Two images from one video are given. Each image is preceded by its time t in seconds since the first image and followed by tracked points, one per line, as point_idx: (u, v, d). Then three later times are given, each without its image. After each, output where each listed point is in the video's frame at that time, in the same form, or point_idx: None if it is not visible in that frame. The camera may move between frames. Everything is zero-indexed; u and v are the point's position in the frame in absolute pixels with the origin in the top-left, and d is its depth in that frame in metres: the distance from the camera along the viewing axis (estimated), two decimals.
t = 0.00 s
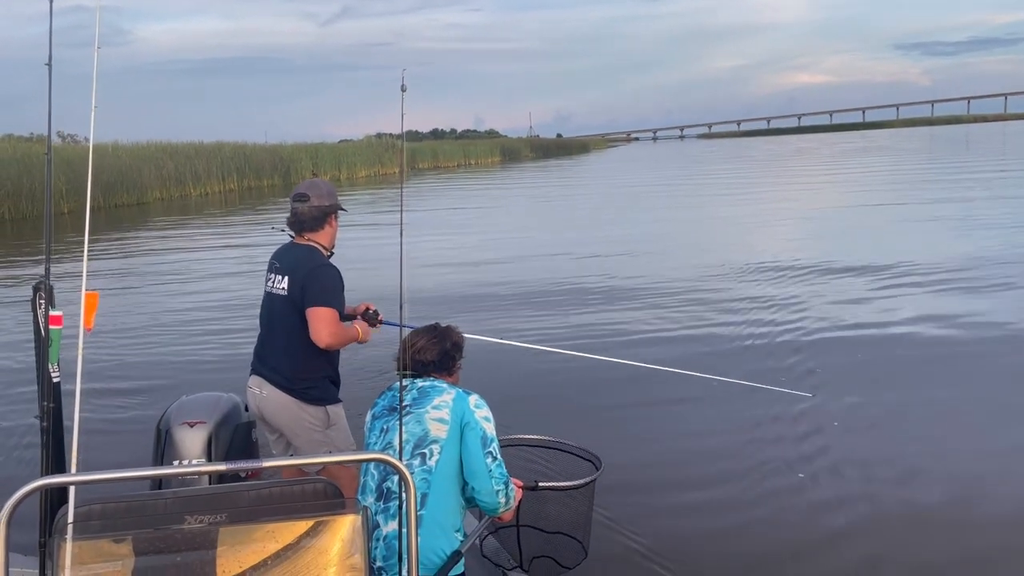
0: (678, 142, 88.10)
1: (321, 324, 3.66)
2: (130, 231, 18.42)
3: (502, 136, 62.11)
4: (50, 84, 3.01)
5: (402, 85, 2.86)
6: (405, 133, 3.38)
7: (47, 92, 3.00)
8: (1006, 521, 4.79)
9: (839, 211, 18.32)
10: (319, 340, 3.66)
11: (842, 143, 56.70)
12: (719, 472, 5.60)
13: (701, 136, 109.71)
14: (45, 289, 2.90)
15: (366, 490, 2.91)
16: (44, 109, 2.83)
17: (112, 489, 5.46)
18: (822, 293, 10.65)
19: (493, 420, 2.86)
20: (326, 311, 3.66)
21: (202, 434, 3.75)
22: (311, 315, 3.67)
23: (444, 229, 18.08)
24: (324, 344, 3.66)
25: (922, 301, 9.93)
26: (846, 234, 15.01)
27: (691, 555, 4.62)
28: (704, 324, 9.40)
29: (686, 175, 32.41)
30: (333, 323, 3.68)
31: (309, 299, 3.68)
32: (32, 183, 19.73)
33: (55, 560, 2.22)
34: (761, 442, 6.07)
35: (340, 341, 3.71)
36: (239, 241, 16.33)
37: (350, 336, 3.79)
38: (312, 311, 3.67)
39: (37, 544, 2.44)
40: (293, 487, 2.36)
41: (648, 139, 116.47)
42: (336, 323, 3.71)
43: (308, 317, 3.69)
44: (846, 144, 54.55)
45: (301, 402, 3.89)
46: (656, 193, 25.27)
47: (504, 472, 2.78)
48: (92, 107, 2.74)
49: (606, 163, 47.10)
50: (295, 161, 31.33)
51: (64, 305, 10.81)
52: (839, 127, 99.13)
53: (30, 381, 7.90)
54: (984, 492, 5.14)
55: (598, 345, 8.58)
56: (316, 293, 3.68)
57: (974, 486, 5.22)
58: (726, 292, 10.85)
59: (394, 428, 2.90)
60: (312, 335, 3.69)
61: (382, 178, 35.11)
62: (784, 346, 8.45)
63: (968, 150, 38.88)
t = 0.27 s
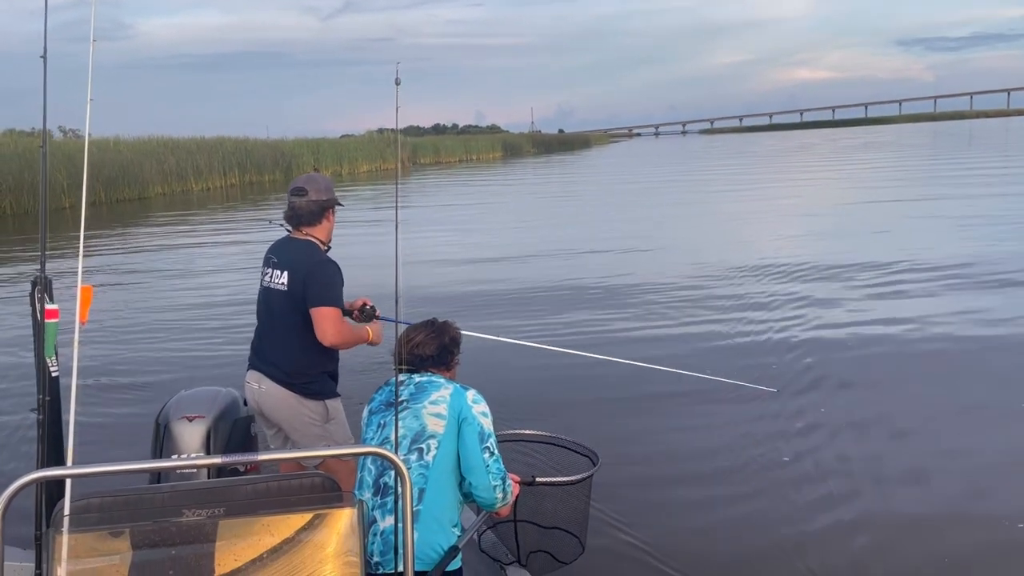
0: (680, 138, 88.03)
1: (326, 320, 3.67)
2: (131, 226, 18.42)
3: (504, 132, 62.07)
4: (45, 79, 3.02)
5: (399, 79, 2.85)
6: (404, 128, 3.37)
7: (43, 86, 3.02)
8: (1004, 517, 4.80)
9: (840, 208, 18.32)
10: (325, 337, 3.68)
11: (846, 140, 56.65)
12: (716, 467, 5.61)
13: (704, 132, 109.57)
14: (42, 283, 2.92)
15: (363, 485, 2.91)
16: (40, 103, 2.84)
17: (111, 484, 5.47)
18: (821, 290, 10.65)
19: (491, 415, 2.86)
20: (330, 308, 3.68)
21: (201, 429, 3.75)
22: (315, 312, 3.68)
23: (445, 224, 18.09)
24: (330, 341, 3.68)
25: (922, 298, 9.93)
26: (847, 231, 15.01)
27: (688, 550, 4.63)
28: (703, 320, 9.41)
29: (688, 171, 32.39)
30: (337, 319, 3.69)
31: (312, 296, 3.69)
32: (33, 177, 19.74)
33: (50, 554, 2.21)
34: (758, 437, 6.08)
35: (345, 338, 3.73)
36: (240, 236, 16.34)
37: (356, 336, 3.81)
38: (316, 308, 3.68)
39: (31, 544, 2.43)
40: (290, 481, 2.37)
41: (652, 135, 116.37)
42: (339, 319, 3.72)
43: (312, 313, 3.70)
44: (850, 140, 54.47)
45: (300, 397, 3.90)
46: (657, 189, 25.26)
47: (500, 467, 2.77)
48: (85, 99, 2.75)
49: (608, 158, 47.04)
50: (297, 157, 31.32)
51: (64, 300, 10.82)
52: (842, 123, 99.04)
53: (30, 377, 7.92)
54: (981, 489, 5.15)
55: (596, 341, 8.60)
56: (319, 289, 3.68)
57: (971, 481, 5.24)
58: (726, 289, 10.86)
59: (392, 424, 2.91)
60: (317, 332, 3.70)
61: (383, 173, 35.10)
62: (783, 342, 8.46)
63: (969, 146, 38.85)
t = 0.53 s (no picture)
0: (681, 134, 87.94)
1: (329, 317, 3.68)
2: (129, 221, 18.40)
3: (504, 128, 61.99)
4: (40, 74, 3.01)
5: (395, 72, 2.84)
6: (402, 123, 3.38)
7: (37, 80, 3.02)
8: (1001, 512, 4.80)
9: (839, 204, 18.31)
10: (330, 333, 3.68)
11: (848, 136, 56.59)
12: (713, 462, 5.62)
13: (705, 128, 109.48)
14: (37, 278, 2.89)
15: (360, 480, 2.90)
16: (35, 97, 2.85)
17: (108, 479, 5.47)
18: (820, 286, 10.65)
19: (488, 411, 2.85)
20: (333, 305, 3.68)
21: (199, 424, 3.75)
22: (318, 308, 3.68)
23: (443, 220, 18.08)
24: (335, 338, 3.68)
25: (922, 295, 9.93)
26: (846, 228, 15.00)
27: (685, 545, 4.63)
28: (702, 316, 9.41)
29: (688, 167, 32.36)
30: (340, 315, 3.70)
31: (314, 292, 3.69)
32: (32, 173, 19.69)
33: (46, 547, 2.22)
34: (755, 433, 6.08)
35: (349, 334, 3.74)
36: (238, 231, 16.32)
37: (358, 332, 3.82)
38: (319, 304, 3.68)
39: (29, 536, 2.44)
40: (288, 476, 2.36)
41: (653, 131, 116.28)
42: (342, 315, 3.73)
43: (315, 310, 3.70)
44: (852, 136, 54.41)
45: (300, 392, 3.90)
46: (656, 184, 25.23)
47: (497, 463, 2.76)
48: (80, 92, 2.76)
49: (608, 154, 46.98)
50: (296, 152, 31.27)
51: (62, 295, 10.82)
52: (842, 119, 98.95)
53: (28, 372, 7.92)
54: (978, 484, 5.15)
55: (595, 337, 8.60)
56: (321, 285, 3.68)
57: (967, 476, 5.25)
58: (724, 285, 10.86)
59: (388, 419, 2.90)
60: (321, 329, 3.71)
61: (382, 169, 35.07)
62: (781, 338, 8.46)
63: (969, 143, 38.85)
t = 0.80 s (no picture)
0: (679, 130, 87.92)
1: (329, 314, 3.69)
2: (127, 216, 18.40)
3: (502, 124, 61.94)
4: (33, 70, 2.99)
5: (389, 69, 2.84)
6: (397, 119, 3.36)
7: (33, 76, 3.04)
8: (996, 509, 4.82)
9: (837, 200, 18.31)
10: (330, 331, 3.69)
11: (847, 131, 56.60)
12: (709, 459, 5.63)
13: (703, 124, 109.51)
14: (33, 274, 2.89)
15: (355, 477, 2.90)
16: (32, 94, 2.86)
17: (103, 474, 5.48)
18: (817, 281, 10.65)
19: (483, 406, 2.85)
20: (333, 302, 3.69)
21: (195, 422, 3.75)
22: (318, 306, 3.68)
23: (440, 215, 18.09)
24: (335, 335, 3.70)
25: (919, 290, 9.93)
26: (844, 224, 15.00)
27: (681, 541, 4.65)
28: (699, 312, 9.41)
29: (685, 163, 32.39)
30: (340, 313, 3.71)
31: (314, 290, 3.69)
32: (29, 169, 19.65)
33: (41, 544, 2.20)
34: (751, 429, 6.10)
35: (348, 330, 3.76)
36: (235, 227, 16.32)
37: (353, 329, 3.84)
38: (318, 302, 3.69)
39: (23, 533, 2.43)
40: (285, 473, 2.37)
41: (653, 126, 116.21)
42: (341, 312, 3.74)
43: (315, 308, 3.70)
44: (851, 132, 54.41)
45: (298, 389, 3.90)
46: (654, 180, 25.25)
47: (494, 459, 2.76)
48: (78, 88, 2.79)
49: (606, 149, 47.00)
50: (295, 147, 31.24)
51: (59, 291, 10.83)
52: (841, 115, 98.92)
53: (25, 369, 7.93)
54: (975, 480, 5.17)
55: (592, 333, 8.60)
56: (320, 283, 3.69)
57: (962, 473, 5.26)
58: (722, 281, 10.86)
59: (384, 416, 2.90)
60: (321, 327, 3.72)
61: (381, 164, 35.04)
62: (777, 334, 8.48)
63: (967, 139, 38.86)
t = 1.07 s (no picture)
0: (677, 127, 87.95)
1: (324, 311, 3.68)
2: (124, 213, 18.39)
3: (500, 121, 61.93)
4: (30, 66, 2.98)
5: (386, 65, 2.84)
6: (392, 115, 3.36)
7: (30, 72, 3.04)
8: (992, 506, 4.83)
9: (834, 197, 18.33)
10: (324, 327, 3.68)
11: (846, 129, 56.65)
12: (706, 455, 5.64)
13: (701, 121, 109.53)
14: (29, 271, 2.89)
15: (352, 474, 2.89)
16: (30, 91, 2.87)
17: (100, 471, 5.48)
18: (813, 278, 10.66)
19: (480, 404, 2.85)
20: (328, 299, 3.68)
21: (192, 419, 3.74)
22: (313, 303, 3.68)
23: (438, 212, 18.10)
24: (329, 331, 3.69)
25: (916, 287, 9.94)
26: (841, 221, 15.01)
27: (677, 538, 4.65)
28: (696, 309, 9.42)
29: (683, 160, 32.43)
30: (335, 309, 3.70)
31: (309, 287, 3.68)
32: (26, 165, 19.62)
33: (37, 540, 2.20)
34: (748, 426, 6.10)
35: (342, 327, 3.74)
36: (233, 224, 16.32)
37: (347, 325, 3.82)
38: (313, 299, 3.68)
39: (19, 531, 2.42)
40: (282, 470, 2.37)
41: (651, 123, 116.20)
42: (336, 309, 3.72)
43: (310, 304, 3.69)
44: (850, 129, 54.46)
45: (295, 386, 3.89)
46: (651, 177, 25.26)
47: (490, 456, 2.76)
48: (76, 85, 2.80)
49: (603, 146, 47.01)
50: (292, 144, 31.23)
51: (56, 288, 10.83)
52: (839, 112, 98.97)
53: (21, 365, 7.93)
54: (971, 477, 5.18)
55: (589, 330, 8.61)
56: (315, 280, 3.68)
57: (957, 469, 5.28)
58: (720, 278, 10.87)
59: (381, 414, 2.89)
60: (315, 324, 3.71)
61: (379, 161, 35.02)
62: (775, 331, 8.49)
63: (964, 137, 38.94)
